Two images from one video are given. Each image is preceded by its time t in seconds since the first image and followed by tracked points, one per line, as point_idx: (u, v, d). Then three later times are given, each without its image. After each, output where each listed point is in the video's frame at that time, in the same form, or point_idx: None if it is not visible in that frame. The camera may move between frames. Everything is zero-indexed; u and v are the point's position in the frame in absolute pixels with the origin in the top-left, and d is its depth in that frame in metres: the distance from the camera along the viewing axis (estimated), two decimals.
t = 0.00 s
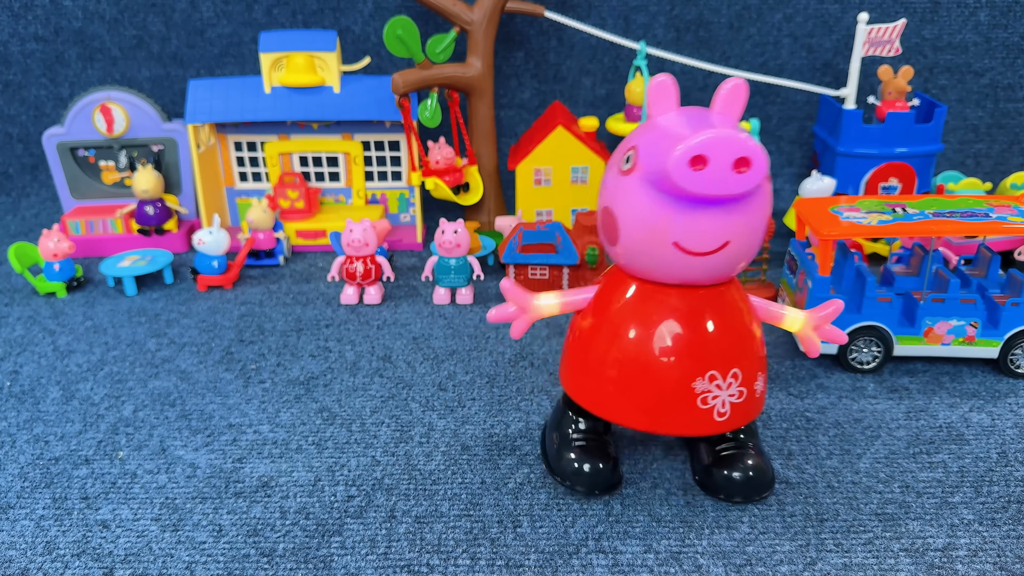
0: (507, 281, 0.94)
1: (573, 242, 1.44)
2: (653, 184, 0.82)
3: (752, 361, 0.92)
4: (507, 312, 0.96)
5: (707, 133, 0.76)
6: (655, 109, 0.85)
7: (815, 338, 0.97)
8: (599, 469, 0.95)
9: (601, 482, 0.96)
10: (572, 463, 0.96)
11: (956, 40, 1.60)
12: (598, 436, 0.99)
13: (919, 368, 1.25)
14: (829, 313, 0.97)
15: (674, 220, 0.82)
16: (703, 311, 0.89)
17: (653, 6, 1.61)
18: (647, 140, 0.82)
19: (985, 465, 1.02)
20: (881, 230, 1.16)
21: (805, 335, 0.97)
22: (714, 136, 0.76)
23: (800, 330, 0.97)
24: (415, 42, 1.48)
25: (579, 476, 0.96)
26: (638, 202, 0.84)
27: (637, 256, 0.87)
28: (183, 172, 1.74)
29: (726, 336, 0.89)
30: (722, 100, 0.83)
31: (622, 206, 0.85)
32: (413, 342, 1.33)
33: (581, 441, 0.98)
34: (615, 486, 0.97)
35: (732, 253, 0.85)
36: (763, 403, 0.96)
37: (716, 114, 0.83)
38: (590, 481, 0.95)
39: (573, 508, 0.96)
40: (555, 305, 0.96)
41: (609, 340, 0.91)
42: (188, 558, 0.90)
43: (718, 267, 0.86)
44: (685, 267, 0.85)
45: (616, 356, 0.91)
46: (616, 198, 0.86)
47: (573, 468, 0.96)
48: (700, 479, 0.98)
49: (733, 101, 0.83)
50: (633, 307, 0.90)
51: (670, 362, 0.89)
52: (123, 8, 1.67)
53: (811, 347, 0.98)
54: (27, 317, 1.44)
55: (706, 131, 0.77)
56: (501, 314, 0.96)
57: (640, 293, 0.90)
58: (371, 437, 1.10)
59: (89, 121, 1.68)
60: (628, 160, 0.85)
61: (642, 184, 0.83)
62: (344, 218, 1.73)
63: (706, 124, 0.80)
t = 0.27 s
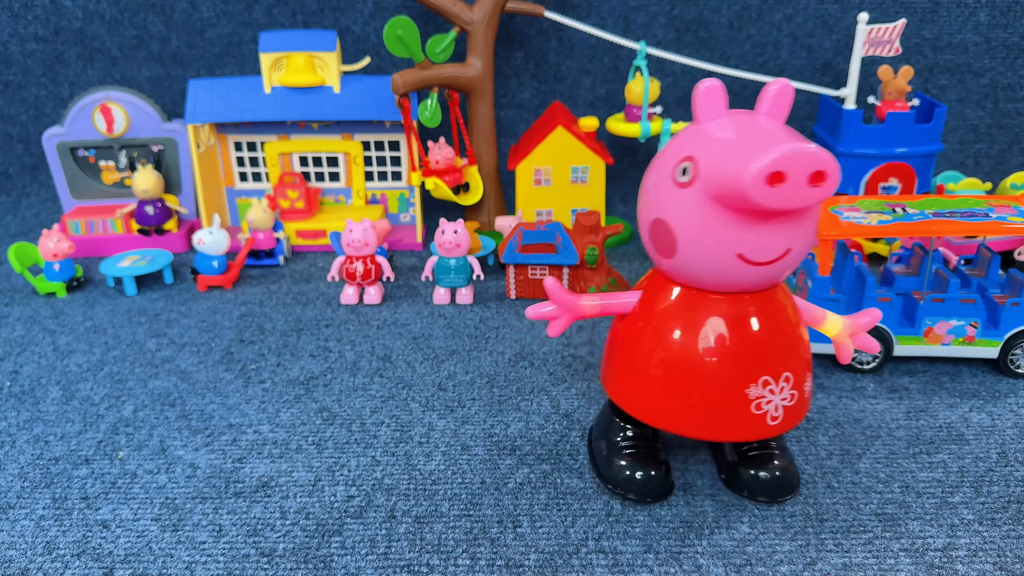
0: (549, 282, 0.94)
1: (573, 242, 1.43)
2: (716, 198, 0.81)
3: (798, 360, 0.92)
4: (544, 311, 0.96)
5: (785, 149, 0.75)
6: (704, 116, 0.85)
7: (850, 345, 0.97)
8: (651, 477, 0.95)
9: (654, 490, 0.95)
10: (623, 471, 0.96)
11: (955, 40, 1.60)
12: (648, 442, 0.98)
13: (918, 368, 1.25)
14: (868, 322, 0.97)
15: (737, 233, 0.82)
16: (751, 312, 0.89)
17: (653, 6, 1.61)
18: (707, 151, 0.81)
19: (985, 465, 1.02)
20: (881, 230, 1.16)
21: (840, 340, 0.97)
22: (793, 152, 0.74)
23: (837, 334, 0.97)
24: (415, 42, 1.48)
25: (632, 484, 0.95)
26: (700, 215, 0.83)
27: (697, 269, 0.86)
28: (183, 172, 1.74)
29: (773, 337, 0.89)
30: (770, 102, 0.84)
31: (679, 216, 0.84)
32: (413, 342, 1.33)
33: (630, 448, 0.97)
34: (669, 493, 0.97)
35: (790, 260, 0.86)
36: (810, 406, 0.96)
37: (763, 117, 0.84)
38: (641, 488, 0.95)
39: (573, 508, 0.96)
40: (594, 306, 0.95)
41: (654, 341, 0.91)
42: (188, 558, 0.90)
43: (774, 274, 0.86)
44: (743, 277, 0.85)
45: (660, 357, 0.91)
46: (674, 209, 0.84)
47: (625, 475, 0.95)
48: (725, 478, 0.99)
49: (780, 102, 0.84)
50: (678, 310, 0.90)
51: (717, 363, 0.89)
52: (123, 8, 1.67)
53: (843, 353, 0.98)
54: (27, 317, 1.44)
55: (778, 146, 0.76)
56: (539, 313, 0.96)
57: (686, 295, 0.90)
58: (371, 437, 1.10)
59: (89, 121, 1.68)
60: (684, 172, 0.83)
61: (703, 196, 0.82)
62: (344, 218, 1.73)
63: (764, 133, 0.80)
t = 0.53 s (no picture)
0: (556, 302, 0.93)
1: (573, 242, 1.43)
2: (709, 191, 0.84)
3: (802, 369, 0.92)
4: (559, 333, 0.95)
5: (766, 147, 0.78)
6: (727, 115, 0.85)
7: (866, 338, 0.98)
8: (687, 482, 0.95)
9: (691, 495, 0.95)
10: (658, 476, 0.95)
11: (955, 41, 1.60)
12: (680, 447, 0.98)
13: (918, 368, 1.25)
14: (875, 309, 0.97)
15: (723, 228, 0.84)
16: (752, 316, 0.89)
17: (653, 6, 1.61)
18: (711, 144, 0.84)
19: (985, 464, 1.03)
20: (881, 230, 1.16)
21: (856, 334, 0.98)
22: (770, 150, 0.77)
23: (849, 330, 0.98)
24: (415, 42, 1.48)
25: (668, 490, 0.95)
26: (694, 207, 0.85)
27: (685, 261, 0.88)
28: (183, 172, 1.74)
29: (776, 340, 0.89)
30: (798, 112, 0.84)
31: (677, 206, 0.87)
32: (413, 342, 1.33)
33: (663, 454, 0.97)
34: (705, 497, 0.97)
35: (783, 270, 0.85)
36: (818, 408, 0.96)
37: (789, 125, 0.84)
38: (679, 493, 0.95)
39: (573, 508, 0.96)
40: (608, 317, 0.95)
41: (657, 347, 0.92)
42: (188, 557, 0.90)
43: (769, 280, 0.86)
44: (731, 277, 0.86)
45: (662, 363, 0.91)
46: (672, 199, 0.88)
47: (661, 482, 0.95)
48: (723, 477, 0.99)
49: (808, 115, 0.84)
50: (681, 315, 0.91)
51: (720, 367, 0.89)
52: (123, 8, 1.67)
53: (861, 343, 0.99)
54: (27, 317, 1.44)
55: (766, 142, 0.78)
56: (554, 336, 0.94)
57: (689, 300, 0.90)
58: (371, 437, 1.10)
59: (89, 121, 1.68)
60: (689, 163, 0.87)
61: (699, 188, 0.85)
62: (344, 218, 1.73)
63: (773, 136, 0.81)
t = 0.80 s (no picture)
0: (552, 306, 0.94)
1: (573, 242, 1.43)
2: (697, 196, 0.84)
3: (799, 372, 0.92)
4: (554, 337, 0.95)
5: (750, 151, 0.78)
6: (716, 118, 0.85)
7: (863, 337, 0.98)
8: (687, 482, 0.95)
9: (691, 495, 0.95)
10: (658, 477, 0.95)
11: (955, 40, 1.60)
12: (679, 447, 0.98)
13: (918, 368, 1.25)
14: (872, 309, 0.97)
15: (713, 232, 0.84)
16: (749, 319, 0.89)
17: (653, 6, 1.61)
18: (699, 150, 0.84)
19: (984, 464, 1.03)
20: (881, 230, 1.16)
21: (853, 334, 0.98)
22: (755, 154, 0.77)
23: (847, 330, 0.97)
24: (415, 42, 1.48)
25: (668, 490, 0.95)
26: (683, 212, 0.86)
27: (677, 266, 0.88)
28: (183, 172, 1.74)
29: (774, 342, 0.89)
30: (786, 117, 0.84)
31: (666, 211, 0.87)
32: (413, 342, 1.33)
33: (662, 455, 0.97)
34: (705, 497, 0.97)
35: (775, 272, 0.85)
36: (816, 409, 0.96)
37: (778, 129, 0.84)
38: (678, 494, 0.95)
39: (573, 508, 0.96)
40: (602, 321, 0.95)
41: (655, 349, 0.92)
42: (189, 557, 0.90)
43: (759, 283, 0.86)
44: (721, 281, 0.86)
45: (660, 366, 0.91)
46: (662, 204, 0.88)
47: (660, 482, 0.95)
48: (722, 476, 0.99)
49: (797, 118, 0.84)
50: (679, 317, 0.90)
51: (718, 370, 0.89)
52: (123, 8, 1.67)
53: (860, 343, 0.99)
54: (27, 317, 1.44)
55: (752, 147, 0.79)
56: (550, 340, 0.95)
57: (685, 302, 0.90)
58: (371, 437, 1.10)
59: (89, 121, 1.68)
60: (678, 168, 0.87)
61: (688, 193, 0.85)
62: (344, 218, 1.73)
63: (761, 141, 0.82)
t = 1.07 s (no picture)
0: (552, 313, 0.93)
1: (573, 242, 1.43)
2: (704, 210, 0.82)
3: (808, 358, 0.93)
4: (553, 343, 0.94)
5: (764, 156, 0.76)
6: (683, 123, 0.85)
7: (858, 330, 0.98)
8: (687, 482, 0.95)
9: (691, 495, 0.95)
10: (658, 477, 0.95)
11: (955, 41, 1.60)
12: (680, 447, 0.98)
13: (918, 368, 1.25)
14: (872, 303, 0.97)
15: (727, 238, 0.83)
16: (758, 313, 0.89)
17: (653, 6, 1.61)
18: (690, 164, 0.82)
19: (985, 464, 1.03)
20: (881, 230, 1.16)
21: (848, 326, 0.99)
22: (772, 160, 0.75)
23: (843, 321, 0.98)
24: (415, 42, 1.48)
25: (668, 490, 0.95)
26: (689, 228, 0.84)
27: (691, 279, 0.87)
28: (183, 172, 1.74)
29: (783, 332, 0.90)
30: (749, 108, 0.84)
31: (670, 231, 0.85)
32: (413, 342, 1.33)
33: (662, 455, 0.97)
34: (705, 497, 0.97)
35: (785, 260, 0.86)
36: (823, 405, 0.96)
37: (744, 119, 0.84)
38: (679, 494, 0.95)
39: (573, 508, 0.96)
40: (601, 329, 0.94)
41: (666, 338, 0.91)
42: (189, 557, 0.90)
43: (772, 275, 0.87)
44: (738, 282, 0.86)
45: (671, 356, 0.91)
46: (662, 224, 0.85)
47: (660, 481, 0.95)
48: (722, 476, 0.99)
49: (759, 101, 0.84)
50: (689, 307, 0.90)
51: (728, 362, 0.89)
52: (123, 8, 1.67)
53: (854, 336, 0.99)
54: (27, 317, 1.44)
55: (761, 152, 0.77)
56: (548, 347, 0.94)
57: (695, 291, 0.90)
58: (371, 437, 1.10)
59: (89, 121, 1.68)
60: (669, 186, 0.84)
61: (691, 209, 0.83)
62: (344, 218, 1.73)
63: (746, 139, 0.81)
